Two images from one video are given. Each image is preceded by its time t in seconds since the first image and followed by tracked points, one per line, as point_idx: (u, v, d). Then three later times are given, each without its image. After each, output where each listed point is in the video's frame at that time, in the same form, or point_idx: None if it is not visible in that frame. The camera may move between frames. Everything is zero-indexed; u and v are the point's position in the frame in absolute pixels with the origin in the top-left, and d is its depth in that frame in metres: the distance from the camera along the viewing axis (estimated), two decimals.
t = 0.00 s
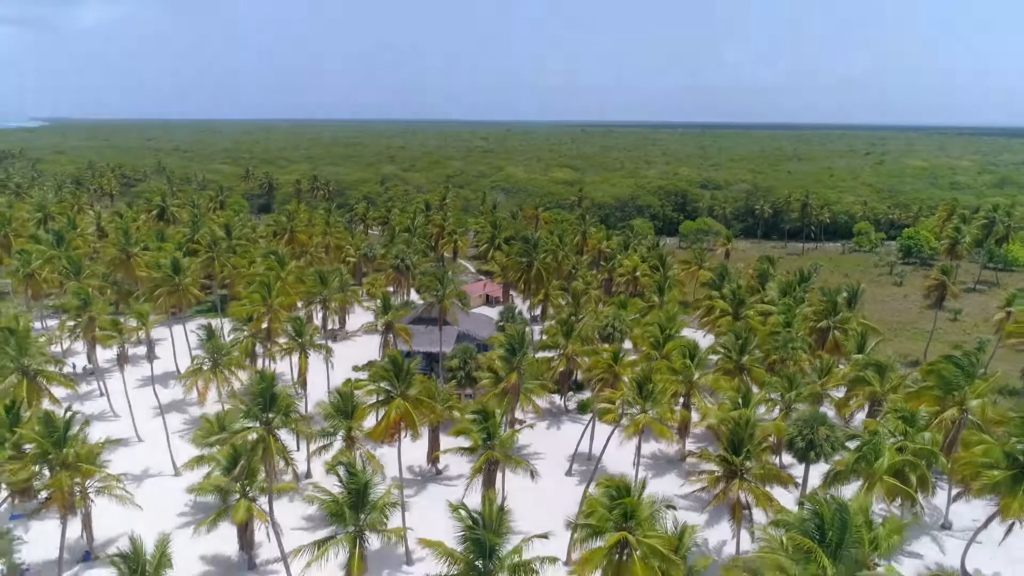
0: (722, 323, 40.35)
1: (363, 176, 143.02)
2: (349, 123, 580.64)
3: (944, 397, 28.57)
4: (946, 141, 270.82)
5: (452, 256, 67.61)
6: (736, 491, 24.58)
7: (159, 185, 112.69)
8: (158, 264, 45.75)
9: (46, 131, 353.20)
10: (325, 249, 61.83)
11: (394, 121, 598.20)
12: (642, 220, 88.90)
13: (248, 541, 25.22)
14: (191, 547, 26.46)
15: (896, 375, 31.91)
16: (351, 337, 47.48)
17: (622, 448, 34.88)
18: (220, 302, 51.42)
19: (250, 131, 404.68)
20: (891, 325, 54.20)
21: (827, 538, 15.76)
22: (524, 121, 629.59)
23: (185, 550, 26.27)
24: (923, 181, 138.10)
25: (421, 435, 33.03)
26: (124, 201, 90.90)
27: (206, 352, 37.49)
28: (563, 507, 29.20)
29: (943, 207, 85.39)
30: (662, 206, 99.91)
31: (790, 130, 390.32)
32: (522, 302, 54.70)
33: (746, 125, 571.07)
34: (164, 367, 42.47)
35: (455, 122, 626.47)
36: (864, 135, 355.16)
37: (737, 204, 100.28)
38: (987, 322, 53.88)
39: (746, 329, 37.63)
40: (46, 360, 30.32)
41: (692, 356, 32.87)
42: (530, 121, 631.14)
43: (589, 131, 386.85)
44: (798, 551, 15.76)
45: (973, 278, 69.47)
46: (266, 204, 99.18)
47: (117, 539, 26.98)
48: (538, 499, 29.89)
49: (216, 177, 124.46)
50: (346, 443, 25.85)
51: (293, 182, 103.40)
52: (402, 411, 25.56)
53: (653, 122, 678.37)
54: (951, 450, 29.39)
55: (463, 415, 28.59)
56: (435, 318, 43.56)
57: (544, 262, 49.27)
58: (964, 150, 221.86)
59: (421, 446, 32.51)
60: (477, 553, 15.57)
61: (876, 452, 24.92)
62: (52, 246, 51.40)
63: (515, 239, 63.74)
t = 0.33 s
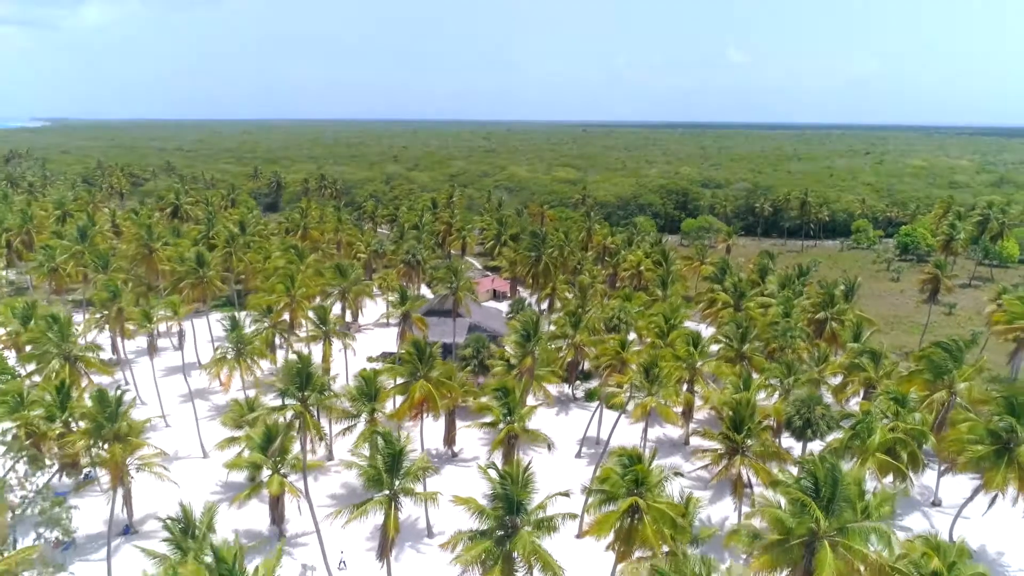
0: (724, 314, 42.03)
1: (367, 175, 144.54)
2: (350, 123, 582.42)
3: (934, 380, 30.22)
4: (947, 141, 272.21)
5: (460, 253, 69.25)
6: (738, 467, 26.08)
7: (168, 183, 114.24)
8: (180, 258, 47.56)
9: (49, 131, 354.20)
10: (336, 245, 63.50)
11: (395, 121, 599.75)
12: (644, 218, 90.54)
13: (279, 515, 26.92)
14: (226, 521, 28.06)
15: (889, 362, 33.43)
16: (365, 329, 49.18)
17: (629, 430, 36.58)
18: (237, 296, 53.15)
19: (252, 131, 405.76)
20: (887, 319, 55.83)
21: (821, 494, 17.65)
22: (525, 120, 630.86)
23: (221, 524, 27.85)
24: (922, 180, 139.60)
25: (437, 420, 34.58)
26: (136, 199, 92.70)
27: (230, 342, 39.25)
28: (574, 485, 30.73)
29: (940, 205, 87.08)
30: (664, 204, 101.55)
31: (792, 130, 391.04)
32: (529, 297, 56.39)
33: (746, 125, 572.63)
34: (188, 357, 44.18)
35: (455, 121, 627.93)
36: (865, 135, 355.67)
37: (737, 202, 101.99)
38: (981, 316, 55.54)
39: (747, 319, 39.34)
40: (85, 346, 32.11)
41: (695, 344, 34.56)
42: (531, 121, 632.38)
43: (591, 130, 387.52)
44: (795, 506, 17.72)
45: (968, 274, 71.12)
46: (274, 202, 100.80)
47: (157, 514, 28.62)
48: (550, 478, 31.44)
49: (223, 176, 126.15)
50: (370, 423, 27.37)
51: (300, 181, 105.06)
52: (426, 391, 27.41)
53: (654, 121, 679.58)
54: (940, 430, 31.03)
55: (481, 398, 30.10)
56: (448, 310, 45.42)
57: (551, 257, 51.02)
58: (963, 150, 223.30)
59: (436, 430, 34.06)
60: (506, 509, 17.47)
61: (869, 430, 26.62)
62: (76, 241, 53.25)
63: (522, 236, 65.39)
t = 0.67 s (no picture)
0: (726, 306, 43.69)
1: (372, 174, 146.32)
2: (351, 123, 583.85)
3: (924, 366, 32.00)
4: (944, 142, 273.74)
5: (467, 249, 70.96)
6: (739, 446, 27.49)
7: (177, 182, 116.05)
8: (200, 253, 49.25)
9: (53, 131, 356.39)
10: (348, 242, 65.23)
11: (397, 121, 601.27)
12: (647, 216, 92.17)
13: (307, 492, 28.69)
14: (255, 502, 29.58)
15: (883, 350, 35.12)
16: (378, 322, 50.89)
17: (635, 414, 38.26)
18: (253, 290, 54.84)
19: (255, 131, 407.31)
20: (884, 313, 57.46)
21: (816, 458, 19.63)
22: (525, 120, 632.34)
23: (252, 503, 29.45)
24: (921, 180, 141.61)
25: (452, 406, 36.24)
26: (147, 198, 94.32)
27: (251, 332, 40.84)
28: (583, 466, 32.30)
29: (937, 203, 88.80)
30: (666, 203, 103.26)
31: (792, 130, 392.32)
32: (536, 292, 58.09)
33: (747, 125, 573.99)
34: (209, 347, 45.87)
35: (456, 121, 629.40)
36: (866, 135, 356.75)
37: (738, 201, 103.70)
38: (975, 310, 57.24)
39: (748, 311, 41.03)
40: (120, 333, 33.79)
41: (699, 333, 36.26)
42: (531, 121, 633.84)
43: (592, 131, 389.23)
44: (792, 470, 19.48)
45: (964, 271, 72.71)
46: (282, 201, 102.43)
47: (193, 492, 30.35)
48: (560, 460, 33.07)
49: (229, 175, 127.59)
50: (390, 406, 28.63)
51: (307, 180, 106.84)
52: (447, 373, 29.12)
53: (654, 121, 680.83)
54: (930, 413, 32.73)
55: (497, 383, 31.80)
56: (461, 302, 47.33)
57: (559, 252, 52.91)
58: (963, 150, 224.72)
59: (451, 415, 35.66)
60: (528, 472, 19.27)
61: (862, 411, 28.28)
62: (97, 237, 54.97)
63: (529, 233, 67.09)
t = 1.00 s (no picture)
0: (727, 298, 45.34)
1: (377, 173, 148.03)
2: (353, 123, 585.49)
3: (916, 354, 33.75)
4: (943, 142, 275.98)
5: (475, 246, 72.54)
6: (741, 427, 28.95)
7: (186, 181, 118.05)
8: (219, 248, 50.95)
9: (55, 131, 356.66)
10: (359, 238, 66.89)
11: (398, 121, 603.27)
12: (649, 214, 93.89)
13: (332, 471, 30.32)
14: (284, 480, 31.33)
15: (878, 340, 36.84)
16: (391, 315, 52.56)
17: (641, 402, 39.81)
18: (268, 285, 56.53)
19: (256, 130, 407.39)
20: (881, 308, 59.02)
21: (812, 428, 21.19)
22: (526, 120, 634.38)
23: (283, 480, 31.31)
24: (919, 179, 143.53)
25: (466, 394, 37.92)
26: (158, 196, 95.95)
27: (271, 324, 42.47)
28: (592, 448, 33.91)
29: (934, 202, 90.52)
30: (668, 202, 104.91)
31: (794, 131, 392.06)
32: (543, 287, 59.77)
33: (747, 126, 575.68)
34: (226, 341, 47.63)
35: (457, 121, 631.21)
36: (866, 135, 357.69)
37: (739, 200, 105.41)
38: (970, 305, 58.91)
39: (749, 303, 42.72)
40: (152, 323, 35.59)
41: (702, 324, 37.95)
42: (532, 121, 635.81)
43: (593, 131, 389.43)
44: (790, 439, 21.14)
45: (960, 268, 74.35)
46: (290, 199, 104.03)
47: (224, 469, 32.03)
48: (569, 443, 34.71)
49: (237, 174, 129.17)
50: (410, 387, 29.54)
51: (315, 179, 108.68)
52: (465, 358, 30.90)
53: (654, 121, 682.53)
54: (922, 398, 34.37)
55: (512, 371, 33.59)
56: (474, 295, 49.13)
57: (566, 247, 54.64)
58: (962, 150, 226.35)
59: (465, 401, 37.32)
60: (548, 442, 20.94)
61: (857, 395, 29.93)
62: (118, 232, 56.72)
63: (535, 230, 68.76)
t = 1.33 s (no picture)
0: (729, 291, 47.02)
1: (382, 172, 149.78)
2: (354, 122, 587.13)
3: (909, 342, 35.50)
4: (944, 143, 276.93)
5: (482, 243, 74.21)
6: (743, 410, 30.46)
7: (195, 179, 119.88)
8: (237, 242, 52.69)
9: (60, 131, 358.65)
10: (369, 235, 68.62)
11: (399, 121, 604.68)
12: (652, 212, 95.44)
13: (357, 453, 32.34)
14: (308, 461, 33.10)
15: (873, 330, 38.54)
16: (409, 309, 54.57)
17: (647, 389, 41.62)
18: (283, 280, 58.30)
19: (258, 130, 408.75)
20: (879, 302, 60.64)
21: (808, 403, 22.85)
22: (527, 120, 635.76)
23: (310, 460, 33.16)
24: (918, 179, 144.96)
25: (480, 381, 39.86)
26: (170, 194, 97.72)
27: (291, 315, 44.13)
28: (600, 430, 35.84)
29: (931, 201, 92.14)
30: (670, 201, 106.70)
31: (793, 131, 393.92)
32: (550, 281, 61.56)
33: (748, 126, 577.05)
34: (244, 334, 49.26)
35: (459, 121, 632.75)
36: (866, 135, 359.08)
37: (740, 199, 107.03)
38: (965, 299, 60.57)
39: (749, 296, 44.42)
40: (181, 312, 37.38)
41: (704, 314, 39.67)
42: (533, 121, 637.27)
43: (594, 131, 391.67)
44: (788, 413, 22.90)
45: (956, 265, 75.96)
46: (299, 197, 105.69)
47: (250, 454, 33.65)
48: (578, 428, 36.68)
49: (244, 172, 130.76)
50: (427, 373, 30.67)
51: (323, 177, 110.32)
52: (482, 343, 32.83)
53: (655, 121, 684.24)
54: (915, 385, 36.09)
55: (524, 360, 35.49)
56: (485, 288, 51.00)
57: (572, 243, 56.45)
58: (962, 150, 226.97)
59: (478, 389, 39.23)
60: (565, 415, 22.72)
61: (852, 378, 31.65)
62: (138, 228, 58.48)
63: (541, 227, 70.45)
